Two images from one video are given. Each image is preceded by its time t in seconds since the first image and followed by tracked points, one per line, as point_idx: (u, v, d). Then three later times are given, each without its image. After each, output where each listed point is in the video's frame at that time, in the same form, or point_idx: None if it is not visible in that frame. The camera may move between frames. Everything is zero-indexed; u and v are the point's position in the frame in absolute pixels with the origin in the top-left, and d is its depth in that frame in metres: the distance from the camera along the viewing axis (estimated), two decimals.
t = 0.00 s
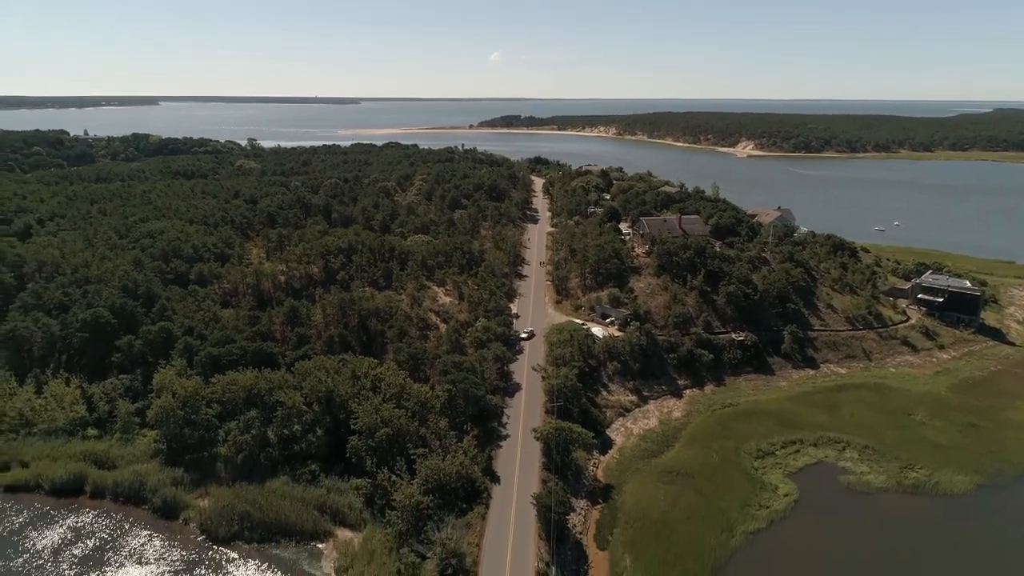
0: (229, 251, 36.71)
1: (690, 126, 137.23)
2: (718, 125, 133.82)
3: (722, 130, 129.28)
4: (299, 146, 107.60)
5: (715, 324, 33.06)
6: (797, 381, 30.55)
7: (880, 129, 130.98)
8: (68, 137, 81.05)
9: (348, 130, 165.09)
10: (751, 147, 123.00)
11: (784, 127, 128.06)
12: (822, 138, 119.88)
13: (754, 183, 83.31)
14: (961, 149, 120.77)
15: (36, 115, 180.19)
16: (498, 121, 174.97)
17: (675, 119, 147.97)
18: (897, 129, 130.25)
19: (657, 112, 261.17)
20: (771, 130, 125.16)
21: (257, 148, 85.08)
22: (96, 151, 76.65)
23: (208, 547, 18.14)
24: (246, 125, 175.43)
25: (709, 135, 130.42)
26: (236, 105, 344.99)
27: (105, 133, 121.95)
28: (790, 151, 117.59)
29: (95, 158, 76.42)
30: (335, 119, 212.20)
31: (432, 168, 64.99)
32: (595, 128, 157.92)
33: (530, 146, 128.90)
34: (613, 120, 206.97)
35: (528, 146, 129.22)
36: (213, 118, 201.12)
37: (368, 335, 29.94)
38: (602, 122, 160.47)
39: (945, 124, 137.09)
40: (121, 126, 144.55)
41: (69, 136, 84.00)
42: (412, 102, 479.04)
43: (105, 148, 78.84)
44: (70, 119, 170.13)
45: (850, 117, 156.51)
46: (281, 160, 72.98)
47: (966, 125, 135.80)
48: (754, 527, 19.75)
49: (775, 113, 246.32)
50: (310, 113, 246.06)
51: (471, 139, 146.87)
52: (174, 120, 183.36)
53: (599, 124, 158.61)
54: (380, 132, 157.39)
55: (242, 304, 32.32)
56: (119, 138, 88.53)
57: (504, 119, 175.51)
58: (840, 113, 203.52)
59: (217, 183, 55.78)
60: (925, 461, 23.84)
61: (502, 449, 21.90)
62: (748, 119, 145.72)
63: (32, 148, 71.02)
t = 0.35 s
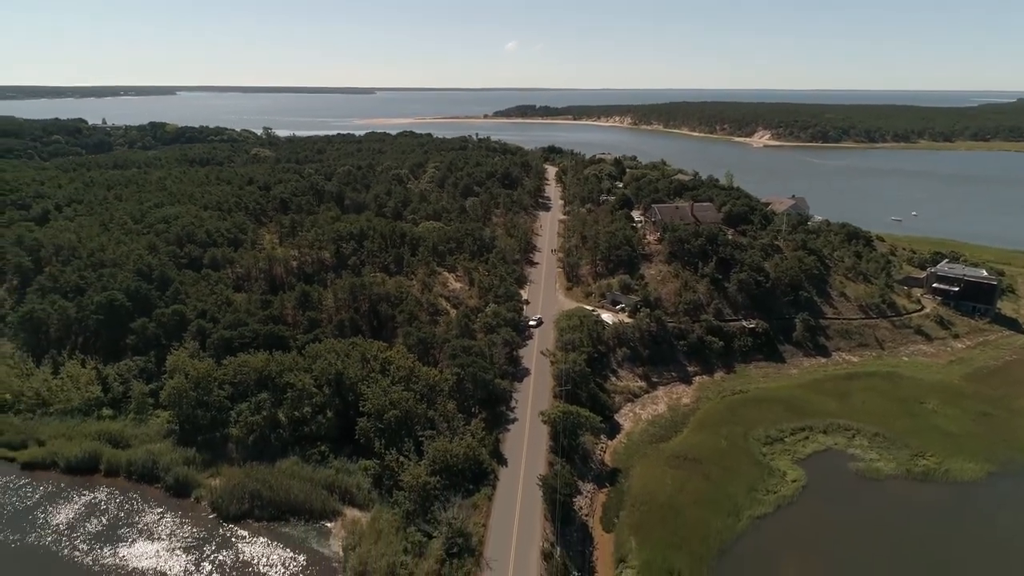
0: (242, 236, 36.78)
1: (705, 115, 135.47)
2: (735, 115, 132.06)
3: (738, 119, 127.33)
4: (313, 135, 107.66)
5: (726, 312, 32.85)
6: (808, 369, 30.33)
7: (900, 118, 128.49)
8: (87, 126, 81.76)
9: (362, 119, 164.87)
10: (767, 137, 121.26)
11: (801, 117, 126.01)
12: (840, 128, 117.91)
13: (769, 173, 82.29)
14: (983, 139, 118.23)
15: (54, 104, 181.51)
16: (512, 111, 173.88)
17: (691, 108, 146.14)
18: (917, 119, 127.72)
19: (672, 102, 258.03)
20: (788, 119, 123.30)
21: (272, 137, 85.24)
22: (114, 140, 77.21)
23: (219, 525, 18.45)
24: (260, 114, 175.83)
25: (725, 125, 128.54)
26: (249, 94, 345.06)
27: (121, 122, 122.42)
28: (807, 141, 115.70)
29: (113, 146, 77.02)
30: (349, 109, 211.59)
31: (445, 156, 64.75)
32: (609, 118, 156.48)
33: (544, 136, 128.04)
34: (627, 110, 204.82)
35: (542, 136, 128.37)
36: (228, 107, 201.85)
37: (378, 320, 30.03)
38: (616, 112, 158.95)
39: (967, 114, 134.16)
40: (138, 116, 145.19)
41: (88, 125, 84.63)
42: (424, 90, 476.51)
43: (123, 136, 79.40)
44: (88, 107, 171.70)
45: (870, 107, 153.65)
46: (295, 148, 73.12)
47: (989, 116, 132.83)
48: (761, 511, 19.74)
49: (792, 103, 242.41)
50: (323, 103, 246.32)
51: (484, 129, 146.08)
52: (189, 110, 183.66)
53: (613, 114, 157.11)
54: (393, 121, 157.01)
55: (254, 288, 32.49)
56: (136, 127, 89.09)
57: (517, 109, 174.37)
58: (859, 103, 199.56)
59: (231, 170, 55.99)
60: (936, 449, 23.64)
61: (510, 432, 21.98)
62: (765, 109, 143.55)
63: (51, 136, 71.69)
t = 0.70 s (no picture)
0: (256, 221, 36.94)
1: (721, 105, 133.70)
2: (751, 104, 130.20)
3: (756, 109, 125.36)
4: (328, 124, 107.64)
5: (737, 299, 32.62)
6: (819, 356, 30.09)
7: (921, 108, 125.87)
8: (105, 113, 82.31)
9: (376, 109, 164.26)
10: (785, 127, 119.40)
11: (819, 106, 123.93)
12: (858, 118, 115.83)
13: (786, 162, 81.23)
14: (1007, 130, 115.55)
15: (73, 93, 182.59)
16: (526, 101, 172.56)
17: (707, 98, 144.26)
18: (939, 108, 124.99)
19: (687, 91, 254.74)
20: (806, 109, 121.36)
21: (286, 125, 85.29)
22: (132, 128, 77.66)
23: (229, 503, 18.76)
24: (275, 103, 175.99)
25: (742, 115, 126.61)
26: (262, 83, 344.98)
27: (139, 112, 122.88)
28: (826, 131, 113.70)
29: (130, 134, 77.46)
30: (363, 98, 211.19)
31: (458, 144, 64.42)
32: (624, 107, 154.90)
33: (558, 125, 127.06)
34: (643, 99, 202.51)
35: (556, 125, 127.45)
36: (243, 96, 202.37)
37: (390, 305, 30.10)
38: (631, 101, 157.18)
39: (992, 104, 130.87)
40: (155, 104, 145.59)
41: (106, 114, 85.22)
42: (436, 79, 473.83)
43: (140, 124, 79.84)
44: (106, 96, 173.11)
45: (890, 97, 150.57)
46: (309, 136, 73.16)
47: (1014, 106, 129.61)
48: (768, 496, 19.73)
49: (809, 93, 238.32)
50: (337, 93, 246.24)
51: (498, 118, 145.18)
52: (205, 99, 183.37)
53: (628, 103, 155.54)
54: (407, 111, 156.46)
55: (266, 272, 32.64)
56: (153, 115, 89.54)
57: (531, 99, 173.02)
58: (880, 93, 195.56)
59: (246, 157, 56.22)
60: (947, 437, 23.44)
61: (518, 415, 22.03)
62: (782, 98, 141.31)
63: (70, 125, 72.20)
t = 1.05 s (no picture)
0: (270, 207, 37.10)
1: (738, 95, 131.84)
2: (769, 94, 128.27)
3: (773, 99, 123.44)
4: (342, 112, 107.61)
5: (749, 287, 32.36)
6: (832, 344, 29.82)
7: (943, 98, 123.09)
8: (123, 101, 82.91)
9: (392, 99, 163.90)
10: (803, 117, 117.33)
11: (839, 96, 121.73)
12: (879, 108, 113.58)
13: (804, 152, 80.08)
14: None
15: (92, 82, 183.46)
16: (541, 91, 171.20)
17: (723, 88, 142.24)
18: (963, 98, 122.14)
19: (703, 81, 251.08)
20: (825, 99, 119.25)
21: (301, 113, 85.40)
22: (150, 116, 78.14)
23: (241, 481, 19.05)
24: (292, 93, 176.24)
25: (760, 105, 124.55)
26: (276, 71, 344.60)
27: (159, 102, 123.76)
28: (845, 120, 111.56)
29: (148, 122, 77.93)
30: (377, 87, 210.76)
31: (472, 132, 64.09)
32: (640, 97, 153.18)
33: (572, 114, 126.10)
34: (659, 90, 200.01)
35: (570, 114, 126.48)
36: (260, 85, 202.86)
37: (401, 289, 30.14)
38: (647, 91, 155.41)
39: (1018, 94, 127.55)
40: (173, 93, 146.04)
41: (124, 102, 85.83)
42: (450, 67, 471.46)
43: (158, 113, 80.28)
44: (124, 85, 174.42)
45: (913, 87, 147.27)
46: (324, 125, 73.18)
47: None
48: (776, 481, 19.70)
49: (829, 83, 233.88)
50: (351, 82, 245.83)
51: (513, 107, 144.24)
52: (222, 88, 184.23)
53: (643, 93, 153.77)
54: (422, 100, 155.81)
55: (279, 256, 32.76)
56: (170, 103, 90.02)
57: (545, 89, 171.58)
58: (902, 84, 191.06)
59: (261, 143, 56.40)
60: (959, 425, 23.20)
61: (526, 398, 22.08)
62: (801, 88, 138.97)
63: (89, 113, 72.72)
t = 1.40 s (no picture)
0: (284, 193, 37.22)
1: (756, 85, 129.94)
2: (787, 84, 126.39)
3: (791, 89, 121.51)
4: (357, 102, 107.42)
5: (762, 275, 32.10)
6: (844, 333, 29.56)
7: (967, 88, 120.41)
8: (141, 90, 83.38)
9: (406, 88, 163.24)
10: (821, 107, 115.39)
11: (858, 86, 119.58)
12: (899, 98, 111.41)
13: (821, 142, 79.10)
14: None
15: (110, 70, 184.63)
16: (556, 81, 169.88)
17: (741, 78, 140.19)
18: (986, 89, 119.41)
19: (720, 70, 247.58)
20: (844, 89, 117.20)
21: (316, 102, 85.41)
22: (168, 104, 78.53)
23: (252, 461, 19.35)
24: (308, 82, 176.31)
25: (778, 95, 122.64)
26: (289, 60, 344.25)
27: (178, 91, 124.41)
28: (864, 111, 109.55)
29: (166, 110, 78.30)
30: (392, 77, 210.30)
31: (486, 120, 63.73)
32: (655, 87, 151.48)
33: (587, 104, 125.01)
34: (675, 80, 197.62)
35: (585, 104, 125.47)
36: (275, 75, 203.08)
37: (412, 273, 30.13)
38: (663, 81, 153.61)
39: None
40: (191, 83, 146.75)
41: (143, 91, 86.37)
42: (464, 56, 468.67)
43: (176, 101, 80.63)
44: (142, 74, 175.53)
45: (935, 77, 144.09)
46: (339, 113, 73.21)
47: None
48: (784, 467, 19.65)
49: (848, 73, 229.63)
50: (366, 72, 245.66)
51: (527, 96, 143.08)
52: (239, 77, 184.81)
53: (659, 83, 152.02)
54: (436, 90, 155.15)
55: (292, 241, 32.86)
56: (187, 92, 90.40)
57: (560, 79, 170.16)
58: (922, 75, 187.26)
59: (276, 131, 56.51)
60: (971, 414, 22.97)
61: (535, 382, 22.12)
62: (820, 78, 136.61)
63: (108, 101, 73.22)
